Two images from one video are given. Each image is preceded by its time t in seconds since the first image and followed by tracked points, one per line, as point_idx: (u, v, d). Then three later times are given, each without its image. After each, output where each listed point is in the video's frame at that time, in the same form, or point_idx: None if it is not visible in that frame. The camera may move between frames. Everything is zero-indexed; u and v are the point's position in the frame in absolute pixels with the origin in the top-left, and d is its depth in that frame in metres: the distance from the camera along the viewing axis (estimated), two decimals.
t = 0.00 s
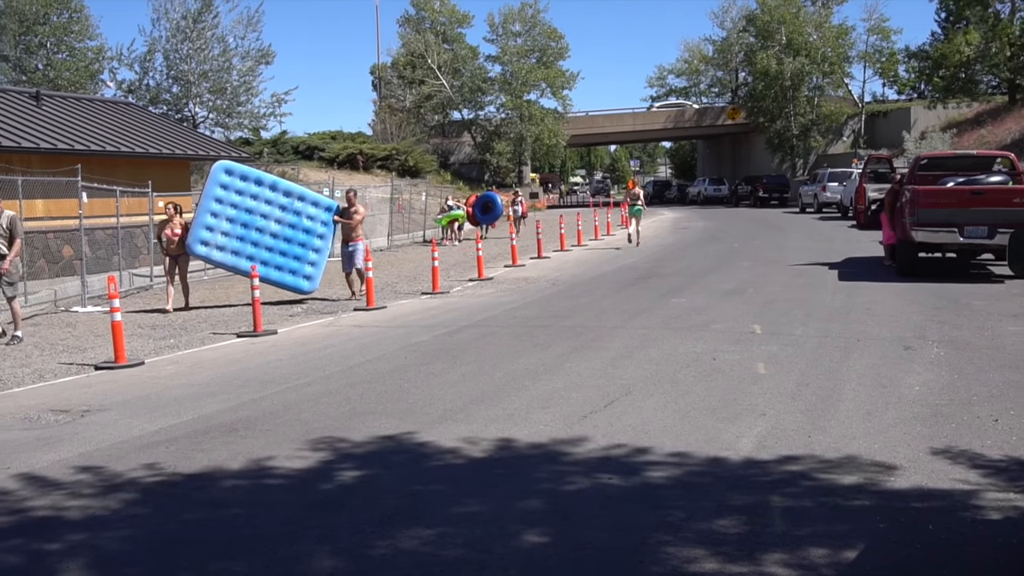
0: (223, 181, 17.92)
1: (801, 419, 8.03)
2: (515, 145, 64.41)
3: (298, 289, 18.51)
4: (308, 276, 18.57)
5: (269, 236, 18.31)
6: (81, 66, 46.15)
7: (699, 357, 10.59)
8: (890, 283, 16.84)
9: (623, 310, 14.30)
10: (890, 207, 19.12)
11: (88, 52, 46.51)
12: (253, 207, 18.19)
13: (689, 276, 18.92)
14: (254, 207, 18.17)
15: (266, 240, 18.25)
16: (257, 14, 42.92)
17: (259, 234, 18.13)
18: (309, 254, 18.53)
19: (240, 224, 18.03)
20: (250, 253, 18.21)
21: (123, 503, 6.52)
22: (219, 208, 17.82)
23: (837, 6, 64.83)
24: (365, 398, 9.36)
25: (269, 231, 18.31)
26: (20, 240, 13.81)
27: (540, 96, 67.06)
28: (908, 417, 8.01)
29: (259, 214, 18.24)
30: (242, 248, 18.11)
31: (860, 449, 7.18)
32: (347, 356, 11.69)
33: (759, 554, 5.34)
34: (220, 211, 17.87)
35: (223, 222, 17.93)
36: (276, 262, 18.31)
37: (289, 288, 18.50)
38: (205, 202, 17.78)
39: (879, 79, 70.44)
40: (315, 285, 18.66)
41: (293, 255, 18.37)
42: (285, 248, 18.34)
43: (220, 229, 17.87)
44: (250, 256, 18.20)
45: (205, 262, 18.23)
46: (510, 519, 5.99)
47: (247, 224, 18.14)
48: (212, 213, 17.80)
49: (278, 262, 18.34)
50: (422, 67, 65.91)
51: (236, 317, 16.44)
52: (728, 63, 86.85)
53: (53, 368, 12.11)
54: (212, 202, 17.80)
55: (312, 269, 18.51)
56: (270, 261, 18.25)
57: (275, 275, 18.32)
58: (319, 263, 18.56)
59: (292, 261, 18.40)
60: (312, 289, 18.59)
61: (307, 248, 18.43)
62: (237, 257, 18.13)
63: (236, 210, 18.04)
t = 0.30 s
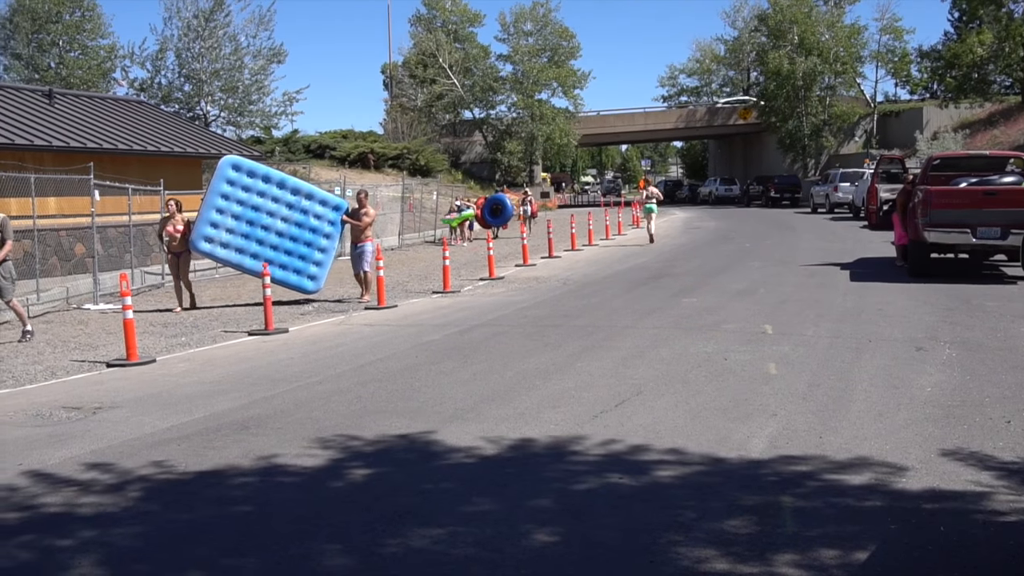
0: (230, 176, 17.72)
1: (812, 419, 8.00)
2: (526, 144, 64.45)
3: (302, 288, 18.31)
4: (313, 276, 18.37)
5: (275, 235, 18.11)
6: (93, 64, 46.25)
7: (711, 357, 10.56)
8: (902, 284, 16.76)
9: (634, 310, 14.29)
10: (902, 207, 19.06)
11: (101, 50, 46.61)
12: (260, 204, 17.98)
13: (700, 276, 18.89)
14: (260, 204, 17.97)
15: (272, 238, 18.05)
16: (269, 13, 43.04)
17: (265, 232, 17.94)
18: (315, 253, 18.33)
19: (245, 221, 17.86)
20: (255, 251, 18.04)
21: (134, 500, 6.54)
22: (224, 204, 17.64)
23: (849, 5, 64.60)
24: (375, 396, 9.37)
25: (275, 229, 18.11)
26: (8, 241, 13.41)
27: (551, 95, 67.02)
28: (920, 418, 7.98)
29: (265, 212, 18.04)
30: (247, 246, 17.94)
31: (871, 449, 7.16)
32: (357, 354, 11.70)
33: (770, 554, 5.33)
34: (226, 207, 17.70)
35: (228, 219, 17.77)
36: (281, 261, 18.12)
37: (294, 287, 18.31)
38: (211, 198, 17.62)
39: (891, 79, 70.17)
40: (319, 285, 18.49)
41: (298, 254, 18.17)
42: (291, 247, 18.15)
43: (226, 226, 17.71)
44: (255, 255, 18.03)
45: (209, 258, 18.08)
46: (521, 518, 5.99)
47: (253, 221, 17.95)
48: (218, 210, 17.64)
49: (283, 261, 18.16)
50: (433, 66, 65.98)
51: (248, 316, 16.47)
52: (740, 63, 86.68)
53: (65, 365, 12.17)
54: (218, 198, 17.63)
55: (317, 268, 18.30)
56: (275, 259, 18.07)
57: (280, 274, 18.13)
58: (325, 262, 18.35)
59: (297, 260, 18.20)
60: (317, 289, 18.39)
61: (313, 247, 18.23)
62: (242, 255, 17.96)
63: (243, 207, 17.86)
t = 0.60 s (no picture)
0: (246, 182, 17.61)
1: (836, 425, 7.97)
2: (548, 147, 64.42)
3: (319, 291, 18.39)
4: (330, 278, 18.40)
5: (292, 239, 18.10)
6: (118, 67, 46.56)
7: (733, 362, 10.53)
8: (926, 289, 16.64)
9: (656, 314, 14.25)
10: (927, 212, 18.92)
11: (126, 53, 46.85)
12: (277, 209, 17.91)
13: (723, 280, 18.82)
14: (277, 209, 17.89)
15: (288, 243, 18.05)
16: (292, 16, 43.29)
17: (281, 238, 17.93)
18: (332, 256, 18.32)
19: (262, 227, 17.83)
20: (272, 256, 18.09)
21: (157, 501, 6.59)
22: (241, 210, 17.60)
23: (873, 9, 64.21)
24: (397, 399, 9.40)
25: (292, 233, 18.08)
26: (18, 241, 13.33)
27: (573, 98, 66.98)
28: (946, 425, 7.92)
29: (282, 217, 17.98)
30: (264, 251, 17.97)
31: (895, 456, 7.11)
32: (379, 357, 11.73)
33: (793, 560, 5.30)
34: (242, 213, 17.67)
35: (244, 224, 17.75)
36: (298, 265, 18.15)
37: (310, 290, 18.38)
38: (227, 204, 17.58)
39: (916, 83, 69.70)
40: (337, 286, 18.55)
41: (315, 258, 18.17)
42: (307, 252, 18.16)
43: (242, 232, 17.71)
44: (271, 259, 18.08)
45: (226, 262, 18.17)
46: (542, 521, 5.99)
47: (269, 226, 17.92)
48: (234, 216, 17.63)
49: (299, 265, 18.21)
50: (456, 69, 66.13)
51: (271, 317, 16.58)
52: (763, 67, 86.31)
53: (90, 366, 12.28)
54: (235, 205, 17.58)
55: (334, 271, 18.31)
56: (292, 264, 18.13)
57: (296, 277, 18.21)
58: (341, 265, 18.34)
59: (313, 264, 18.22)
60: (334, 292, 18.47)
61: (330, 251, 18.23)
62: (258, 259, 18.01)
63: (259, 212, 17.81)
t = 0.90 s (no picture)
0: (255, 188, 17.40)
1: (854, 426, 7.93)
2: (564, 148, 64.36)
3: (324, 296, 18.20)
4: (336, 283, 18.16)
5: (298, 245, 17.88)
6: (137, 69, 46.81)
7: (750, 363, 10.49)
8: (946, 290, 16.54)
9: (672, 314, 14.22)
10: (946, 213, 18.81)
11: (145, 55, 47.05)
12: (284, 215, 17.70)
13: (741, 280, 18.76)
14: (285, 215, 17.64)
15: (295, 249, 17.84)
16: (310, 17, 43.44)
17: (288, 244, 17.73)
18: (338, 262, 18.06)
19: (269, 232, 17.63)
20: (278, 262, 17.91)
21: (176, 500, 6.62)
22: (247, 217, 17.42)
23: (892, 8, 63.85)
24: (414, 399, 9.41)
25: (299, 239, 17.85)
26: (18, 246, 13.38)
27: (589, 99, 66.91)
28: (965, 426, 7.87)
29: (289, 223, 17.76)
30: (270, 257, 17.81)
31: (915, 457, 7.07)
32: (396, 357, 11.76)
33: (810, 561, 5.28)
34: (249, 219, 17.49)
35: (251, 230, 17.57)
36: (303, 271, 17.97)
37: (316, 295, 18.19)
38: (234, 210, 17.41)
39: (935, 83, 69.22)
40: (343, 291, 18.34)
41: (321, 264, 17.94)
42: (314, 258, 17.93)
43: (249, 238, 17.56)
44: (278, 265, 17.92)
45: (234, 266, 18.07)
46: (558, 521, 5.99)
47: (276, 233, 17.71)
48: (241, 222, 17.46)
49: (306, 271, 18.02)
50: (472, 70, 66.20)
51: (288, 318, 16.65)
52: (780, 67, 86.02)
53: (109, 366, 12.36)
54: (242, 211, 17.41)
55: (340, 277, 18.06)
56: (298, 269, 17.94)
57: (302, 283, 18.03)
58: (347, 270, 18.08)
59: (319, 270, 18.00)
60: (340, 297, 18.26)
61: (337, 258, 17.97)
62: (264, 265, 17.85)
63: (266, 219, 17.61)
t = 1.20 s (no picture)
0: (252, 188, 16.95)
1: (861, 420, 7.93)
2: (571, 142, 64.29)
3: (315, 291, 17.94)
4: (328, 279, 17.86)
5: (293, 243, 17.50)
6: (145, 62, 46.85)
7: (757, 358, 10.48)
8: (953, 285, 16.50)
9: (678, 309, 14.21)
10: (954, 208, 18.76)
11: (152, 48, 46.93)
12: (280, 214, 17.27)
13: (748, 275, 18.73)
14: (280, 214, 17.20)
15: (289, 248, 17.48)
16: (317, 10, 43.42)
17: (283, 242, 17.37)
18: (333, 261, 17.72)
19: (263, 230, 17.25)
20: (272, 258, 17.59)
21: (183, 492, 6.64)
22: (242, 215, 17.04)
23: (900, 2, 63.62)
24: (421, 392, 9.42)
25: (294, 238, 17.45)
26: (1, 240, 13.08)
27: (597, 93, 66.82)
28: (972, 421, 7.86)
29: (284, 221, 17.33)
30: (264, 253, 17.49)
31: (922, 452, 7.07)
32: (403, 351, 11.77)
33: (817, 556, 5.28)
34: (245, 218, 17.12)
35: (247, 228, 17.23)
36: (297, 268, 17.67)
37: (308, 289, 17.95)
38: (230, 208, 17.05)
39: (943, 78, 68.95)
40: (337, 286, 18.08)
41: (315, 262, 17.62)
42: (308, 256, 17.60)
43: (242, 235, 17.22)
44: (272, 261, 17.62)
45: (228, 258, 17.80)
46: (564, 515, 5.99)
47: (271, 231, 17.33)
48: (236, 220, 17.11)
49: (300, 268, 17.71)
50: (479, 64, 66.14)
51: (295, 311, 16.68)
52: (788, 61, 85.79)
53: (117, 358, 12.39)
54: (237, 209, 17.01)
55: (332, 274, 17.74)
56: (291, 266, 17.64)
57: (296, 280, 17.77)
58: (341, 267, 17.75)
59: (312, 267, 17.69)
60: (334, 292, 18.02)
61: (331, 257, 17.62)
62: (258, 261, 17.54)
63: (262, 217, 17.22)
